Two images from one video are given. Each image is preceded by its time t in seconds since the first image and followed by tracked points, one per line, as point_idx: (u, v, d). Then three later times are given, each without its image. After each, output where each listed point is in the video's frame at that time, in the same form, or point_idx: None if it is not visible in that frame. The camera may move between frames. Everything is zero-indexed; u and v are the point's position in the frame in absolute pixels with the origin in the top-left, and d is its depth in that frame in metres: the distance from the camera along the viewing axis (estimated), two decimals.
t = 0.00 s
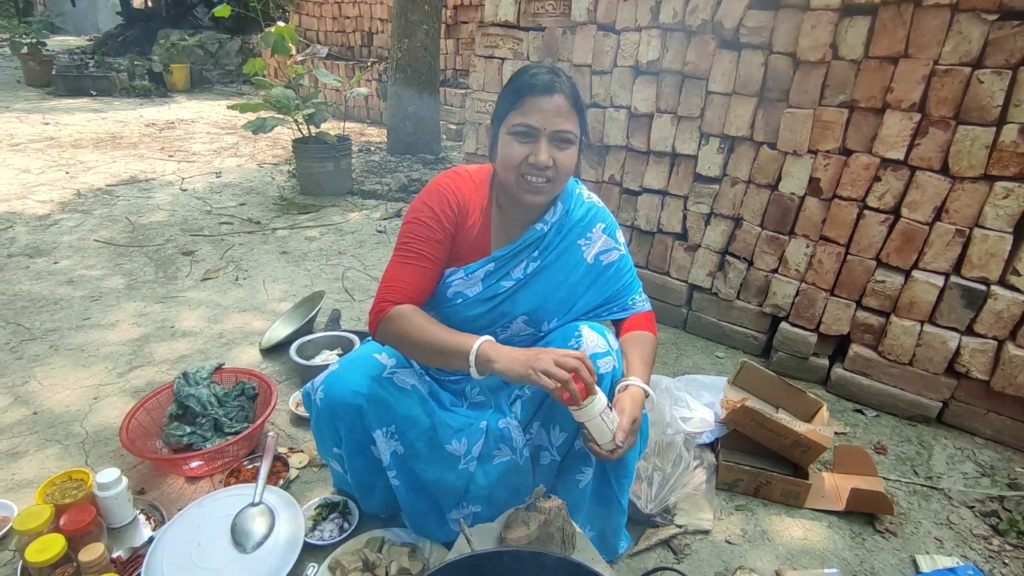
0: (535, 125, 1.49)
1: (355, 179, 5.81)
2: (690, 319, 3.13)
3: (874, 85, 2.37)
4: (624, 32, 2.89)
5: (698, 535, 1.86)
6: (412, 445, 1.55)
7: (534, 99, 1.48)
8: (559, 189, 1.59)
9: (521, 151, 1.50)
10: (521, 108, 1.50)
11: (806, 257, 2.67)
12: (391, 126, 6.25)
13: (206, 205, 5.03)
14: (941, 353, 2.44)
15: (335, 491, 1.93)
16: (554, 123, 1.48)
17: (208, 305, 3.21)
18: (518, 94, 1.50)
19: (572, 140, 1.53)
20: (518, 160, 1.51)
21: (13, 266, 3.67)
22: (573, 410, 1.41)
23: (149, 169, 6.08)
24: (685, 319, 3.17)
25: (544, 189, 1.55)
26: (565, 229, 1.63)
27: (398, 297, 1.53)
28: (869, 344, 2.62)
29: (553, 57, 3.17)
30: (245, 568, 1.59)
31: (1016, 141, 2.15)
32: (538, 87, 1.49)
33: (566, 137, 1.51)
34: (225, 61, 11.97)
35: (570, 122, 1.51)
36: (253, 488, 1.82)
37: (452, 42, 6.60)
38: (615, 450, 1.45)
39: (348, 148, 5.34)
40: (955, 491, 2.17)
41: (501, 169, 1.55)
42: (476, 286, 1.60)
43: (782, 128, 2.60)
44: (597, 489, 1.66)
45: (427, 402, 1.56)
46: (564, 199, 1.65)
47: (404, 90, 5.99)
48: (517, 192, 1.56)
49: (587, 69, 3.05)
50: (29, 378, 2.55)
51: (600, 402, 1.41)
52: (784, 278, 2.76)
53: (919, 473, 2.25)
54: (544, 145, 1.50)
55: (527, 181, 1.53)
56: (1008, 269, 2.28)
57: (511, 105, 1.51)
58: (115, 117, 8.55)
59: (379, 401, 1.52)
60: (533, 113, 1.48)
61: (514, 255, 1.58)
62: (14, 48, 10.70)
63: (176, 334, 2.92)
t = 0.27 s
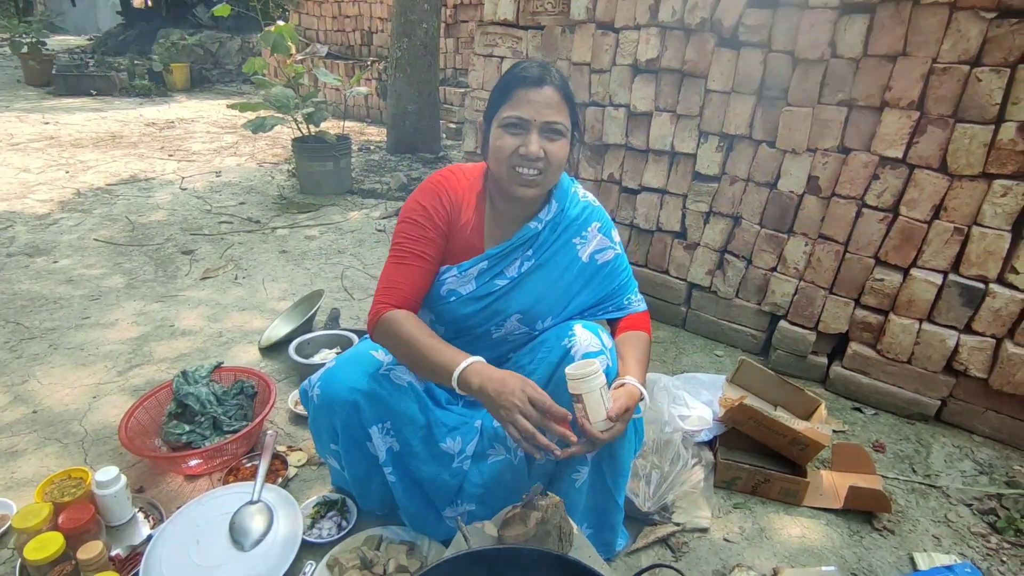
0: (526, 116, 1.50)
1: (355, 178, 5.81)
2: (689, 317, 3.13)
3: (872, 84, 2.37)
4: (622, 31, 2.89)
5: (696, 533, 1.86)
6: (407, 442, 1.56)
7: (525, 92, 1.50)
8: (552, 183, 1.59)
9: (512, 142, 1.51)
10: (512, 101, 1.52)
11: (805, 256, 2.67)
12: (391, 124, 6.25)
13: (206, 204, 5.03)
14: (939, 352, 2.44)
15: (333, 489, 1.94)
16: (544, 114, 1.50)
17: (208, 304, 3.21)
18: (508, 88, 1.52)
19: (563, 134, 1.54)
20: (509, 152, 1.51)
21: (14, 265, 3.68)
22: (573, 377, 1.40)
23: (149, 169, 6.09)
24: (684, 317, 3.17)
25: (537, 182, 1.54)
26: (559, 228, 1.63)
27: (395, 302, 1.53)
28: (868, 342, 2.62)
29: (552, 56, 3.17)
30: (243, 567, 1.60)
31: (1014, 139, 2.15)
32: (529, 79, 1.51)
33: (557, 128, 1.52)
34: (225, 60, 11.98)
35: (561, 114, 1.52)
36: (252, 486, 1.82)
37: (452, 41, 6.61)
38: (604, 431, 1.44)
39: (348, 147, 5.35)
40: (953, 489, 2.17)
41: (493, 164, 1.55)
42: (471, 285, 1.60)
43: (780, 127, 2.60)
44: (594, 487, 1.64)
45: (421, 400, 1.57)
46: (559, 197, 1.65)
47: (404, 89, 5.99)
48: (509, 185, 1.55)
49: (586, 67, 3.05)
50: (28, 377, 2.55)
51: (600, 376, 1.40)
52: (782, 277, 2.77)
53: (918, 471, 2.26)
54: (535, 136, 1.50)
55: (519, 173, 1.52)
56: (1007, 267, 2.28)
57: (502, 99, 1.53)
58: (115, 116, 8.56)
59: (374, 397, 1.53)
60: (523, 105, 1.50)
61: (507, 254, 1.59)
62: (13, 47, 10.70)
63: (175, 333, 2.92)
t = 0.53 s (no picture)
0: (523, 112, 1.50)
1: (354, 177, 5.80)
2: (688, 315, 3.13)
3: (871, 81, 2.37)
4: (621, 29, 2.89)
5: (694, 531, 1.86)
6: (402, 437, 1.57)
7: (521, 88, 1.50)
8: (549, 180, 1.58)
9: (509, 138, 1.50)
10: (508, 97, 1.51)
11: (804, 253, 2.67)
12: (391, 123, 6.25)
13: (205, 203, 5.03)
14: (938, 349, 2.44)
15: (331, 487, 1.93)
16: (540, 109, 1.49)
17: (207, 302, 3.21)
18: (504, 84, 1.52)
19: (560, 129, 1.54)
20: (505, 148, 1.51)
21: (13, 263, 3.68)
22: (568, 389, 1.38)
23: (149, 167, 6.09)
24: (683, 316, 3.16)
25: (534, 179, 1.55)
26: (557, 228, 1.63)
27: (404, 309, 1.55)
28: (867, 340, 2.62)
29: (552, 54, 3.16)
30: (240, 565, 1.59)
31: (1013, 137, 2.15)
32: (525, 75, 1.50)
33: (553, 124, 1.51)
34: (225, 59, 11.98)
35: (558, 110, 1.52)
36: (250, 483, 1.82)
37: (452, 40, 6.61)
38: (614, 430, 1.45)
39: (347, 145, 5.34)
40: (952, 486, 2.17)
41: (489, 160, 1.54)
42: (468, 284, 1.60)
43: (779, 125, 2.59)
44: (591, 485, 1.64)
45: (417, 397, 1.58)
46: (557, 196, 1.65)
47: (404, 88, 5.99)
48: (507, 182, 1.55)
49: (585, 66, 3.05)
50: (27, 375, 2.55)
51: (595, 380, 1.39)
52: (781, 274, 2.76)
53: (917, 469, 2.25)
54: (532, 131, 1.50)
55: (516, 170, 1.53)
56: (1006, 265, 2.28)
57: (498, 96, 1.53)
58: (115, 115, 8.56)
59: (370, 392, 1.54)
60: (519, 100, 1.50)
61: (505, 253, 1.58)
62: (13, 46, 10.70)
63: (175, 331, 2.92)
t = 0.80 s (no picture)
0: (529, 112, 1.49)
1: (355, 176, 5.80)
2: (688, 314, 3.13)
3: (871, 80, 2.37)
4: (621, 28, 2.89)
5: (694, 529, 1.86)
6: (405, 437, 1.55)
7: (526, 88, 1.49)
8: (551, 179, 1.58)
9: (515, 138, 1.50)
10: (513, 98, 1.51)
11: (804, 252, 2.67)
12: (391, 123, 6.25)
13: (205, 202, 5.03)
14: (938, 348, 2.44)
15: (331, 485, 1.94)
16: (547, 111, 1.49)
17: (207, 301, 3.21)
18: (512, 83, 1.51)
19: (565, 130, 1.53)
20: (510, 146, 1.50)
21: (13, 262, 3.68)
22: (577, 389, 1.40)
23: (149, 167, 6.09)
24: (683, 314, 3.16)
25: (537, 178, 1.55)
26: (559, 226, 1.63)
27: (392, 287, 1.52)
28: (867, 339, 2.62)
29: (552, 53, 3.16)
30: (241, 563, 1.59)
31: (1013, 135, 2.14)
32: (532, 76, 1.49)
33: (559, 125, 1.51)
34: (225, 59, 11.97)
35: (561, 110, 1.52)
36: (250, 482, 1.82)
37: (452, 39, 6.61)
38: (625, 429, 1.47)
39: (347, 145, 5.34)
40: (952, 485, 2.17)
41: (493, 158, 1.54)
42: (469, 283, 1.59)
43: (779, 124, 2.59)
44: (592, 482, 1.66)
45: (419, 395, 1.57)
46: (559, 195, 1.65)
47: (404, 87, 5.99)
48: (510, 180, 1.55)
49: (585, 65, 3.05)
50: (27, 374, 2.55)
51: (602, 380, 1.40)
52: (781, 273, 2.76)
53: (916, 467, 2.25)
54: (537, 132, 1.49)
55: (521, 169, 1.53)
56: (1006, 264, 2.28)
57: (502, 96, 1.52)
58: (115, 114, 8.55)
59: (372, 391, 1.53)
60: (526, 100, 1.49)
61: (508, 252, 1.58)
62: (13, 46, 10.69)
63: (175, 330, 2.92)
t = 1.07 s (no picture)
0: (549, 111, 1.49)
1: (354, 176, 5.79)
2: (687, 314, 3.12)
3: (871, 80, 2.36)
4: (621, 27, 2.88)
5: (693, 529, 1.86)
6: (404, 438, 1.55)
7: (547, 86, 1.49)
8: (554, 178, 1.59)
9: (533, 135, 1.48)
10: (536, 94, 1.48)
11: (803, 252, 2.67)
12: (391, 122, 6.25)
13: (205, 201, 5.02)
14: (938, 348, 2.44)
15: (329, 485, 1.93)
16: (565, 112, 1.50)
17: (206, 301, 3.21)
18: (527, 80, 1.48)
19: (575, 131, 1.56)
20: (526, 144, 1.49)
21: (12, 262, 3.68)
22: (579, 388, 1.39)
23: (148, 166, 6.08)
24: (682, 314, 3.16)
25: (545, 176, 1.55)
26: (555, 221, 1.63)
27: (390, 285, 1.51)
28: (866, 339, 2.62)
29: (552, 52, 3.16)
30: (239, 563, 1.59)
31: (1013, 135, 2.14)
32: (550, 76, 1.49)
33: (571, 127, 1.53)
34: (225, 58, 11.96)
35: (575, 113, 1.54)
36: (249, 482, 1.82)
37: (452, 39, 6.61)
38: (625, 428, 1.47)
39: (347, 144, 5.34)
40: (951, 485, 2.16)
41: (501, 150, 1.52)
42: (468, 282, 1.57)
43: (779, 123, 2.59)
44: (592, 482, 1.66)
45: (418, 395, 1.56)
46: (552, 191, 1.64)
47: (404, 87, 5.98)
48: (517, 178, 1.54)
49: (585, 64, 3.04)
50: (26, 374, 2.55)
51: (604, 378, 1.40)
52: (781, 273, 2.76)
53: (916, 467, 2.25)
54: (555, 132, 1.50)
55: (528, 164, 1.52)
56: (1005, 263, 2.28)
57: (517, 92, 1.49)
58: (114, 114, 8.54)
59: (370, 391, 1.52)
60: (546, 99, 1.49)
61: (504, 248, 1.57)
62: (12, 45, 10.68)
63: (174, 329, 2.92)
